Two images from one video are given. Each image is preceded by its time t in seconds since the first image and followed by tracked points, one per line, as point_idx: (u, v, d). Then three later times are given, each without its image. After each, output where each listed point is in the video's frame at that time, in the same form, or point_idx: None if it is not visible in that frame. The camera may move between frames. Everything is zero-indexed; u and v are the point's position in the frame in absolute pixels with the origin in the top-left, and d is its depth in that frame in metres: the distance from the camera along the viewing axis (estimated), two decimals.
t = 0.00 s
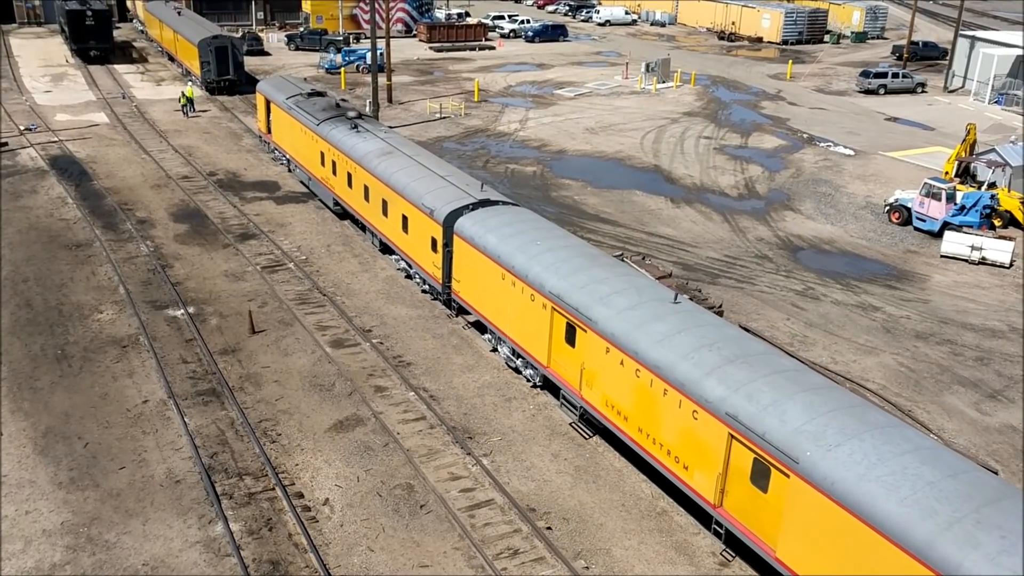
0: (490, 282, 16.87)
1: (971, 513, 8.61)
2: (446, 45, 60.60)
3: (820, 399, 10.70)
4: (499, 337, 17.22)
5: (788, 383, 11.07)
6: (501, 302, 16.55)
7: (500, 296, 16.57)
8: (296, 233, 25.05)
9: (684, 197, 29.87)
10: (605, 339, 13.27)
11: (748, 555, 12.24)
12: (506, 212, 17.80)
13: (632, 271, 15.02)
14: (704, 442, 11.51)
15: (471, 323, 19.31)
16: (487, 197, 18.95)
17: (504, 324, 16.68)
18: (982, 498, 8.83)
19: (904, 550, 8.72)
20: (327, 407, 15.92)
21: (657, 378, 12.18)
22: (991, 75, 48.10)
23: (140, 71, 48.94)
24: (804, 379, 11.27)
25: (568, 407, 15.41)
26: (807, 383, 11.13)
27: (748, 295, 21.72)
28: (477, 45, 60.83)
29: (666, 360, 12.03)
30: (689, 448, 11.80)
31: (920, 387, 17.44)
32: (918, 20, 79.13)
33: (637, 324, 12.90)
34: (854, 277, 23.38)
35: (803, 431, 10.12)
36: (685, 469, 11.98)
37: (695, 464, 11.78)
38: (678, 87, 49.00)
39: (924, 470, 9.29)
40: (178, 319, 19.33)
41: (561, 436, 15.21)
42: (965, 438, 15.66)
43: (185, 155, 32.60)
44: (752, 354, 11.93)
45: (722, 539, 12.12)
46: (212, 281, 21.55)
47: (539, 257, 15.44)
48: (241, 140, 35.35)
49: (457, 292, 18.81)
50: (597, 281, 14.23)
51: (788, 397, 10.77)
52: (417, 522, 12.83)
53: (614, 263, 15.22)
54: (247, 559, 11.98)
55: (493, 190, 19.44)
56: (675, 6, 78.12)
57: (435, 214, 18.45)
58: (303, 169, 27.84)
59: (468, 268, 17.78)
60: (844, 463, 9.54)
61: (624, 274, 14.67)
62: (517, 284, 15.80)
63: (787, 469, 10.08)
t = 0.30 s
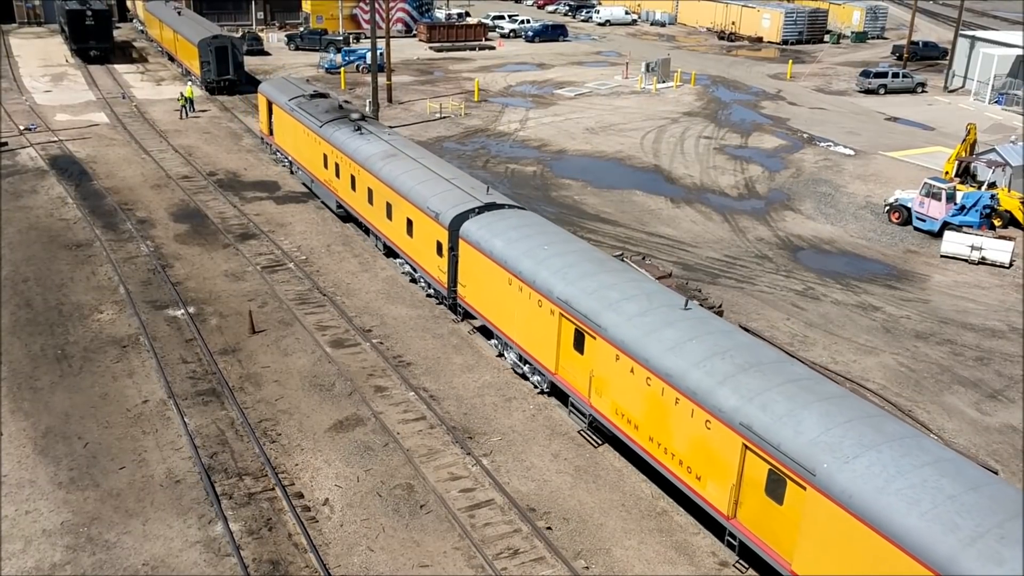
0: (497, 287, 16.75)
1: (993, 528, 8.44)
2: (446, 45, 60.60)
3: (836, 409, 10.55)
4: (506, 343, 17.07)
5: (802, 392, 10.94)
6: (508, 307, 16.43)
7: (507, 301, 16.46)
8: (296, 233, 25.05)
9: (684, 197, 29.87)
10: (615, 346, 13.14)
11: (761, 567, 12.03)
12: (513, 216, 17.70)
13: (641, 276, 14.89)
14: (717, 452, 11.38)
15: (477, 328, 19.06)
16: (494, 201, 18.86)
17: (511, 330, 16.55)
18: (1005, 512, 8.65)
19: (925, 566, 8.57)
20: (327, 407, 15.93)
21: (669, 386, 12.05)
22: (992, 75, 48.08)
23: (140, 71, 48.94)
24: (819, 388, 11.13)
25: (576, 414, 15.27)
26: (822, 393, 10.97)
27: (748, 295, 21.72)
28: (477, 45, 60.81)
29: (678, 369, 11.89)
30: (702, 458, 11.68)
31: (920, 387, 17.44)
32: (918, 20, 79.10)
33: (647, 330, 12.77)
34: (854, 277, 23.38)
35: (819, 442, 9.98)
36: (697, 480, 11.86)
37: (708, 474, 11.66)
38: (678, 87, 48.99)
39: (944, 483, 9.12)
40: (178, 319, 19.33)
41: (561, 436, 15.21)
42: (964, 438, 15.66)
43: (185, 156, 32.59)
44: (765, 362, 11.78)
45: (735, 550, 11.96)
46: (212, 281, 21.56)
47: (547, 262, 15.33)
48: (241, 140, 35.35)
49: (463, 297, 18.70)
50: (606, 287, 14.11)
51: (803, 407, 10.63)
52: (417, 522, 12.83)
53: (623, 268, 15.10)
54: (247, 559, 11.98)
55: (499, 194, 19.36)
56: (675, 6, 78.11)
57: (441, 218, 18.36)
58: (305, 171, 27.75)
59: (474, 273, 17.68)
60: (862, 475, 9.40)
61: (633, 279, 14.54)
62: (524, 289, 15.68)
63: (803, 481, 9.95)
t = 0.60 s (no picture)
0: (503, 292, 16.56)
1: (1018, 543, 8.33)
2: (446, 45, 60.58)
3: (853, 420, 10.40)
4: (513, 348, 16.87)
5: (819, 402, 10.77)
6: (515, 312, 16.24)
7: (514, 306, 16.28)
8: (296, 233, 25.04)
9: (684, 196, 29.87)
10: (626, 353, 12.95)
11: None
12: (520, 220, 17.55)
13: (651, 282, 14.74)
14: (730, 462, 11.20)
15: (483, 334, 18.86)
16: (500, 205, 18.69)
17: (518, 335, 16.36)
18: None
19: None
20: (327, 407, 15.92)
21: (681, 395, 11.88)
22: (992, 75, 48.05)
23: (140, 71, 48.92)
24: (835, 397, 10.96)
25: (585, 421, 15.05)
26: (839, 402, 10.82)
27: (747, 295, 21.71)
28: (477, 45, 60.78)
29: (691, 377, 11.71)
30: (715, 468, 11.48)
31: (920, 387, 17.43)
32: (918, 20, 79.04)
33: (659, 338, 12.59)
34: (854, 277, 23.36)
35: (837, 453, 9.83)
36: (710, 490, 11.66)
37: (721, 485, 11.46)
38: (678, 87, 48.96)
39: (966, 496, 9.01)
40: (178, 319, 19.32)
41: (561, 436, 15.20)
42: (965, 438, 15.65)
43: (185, 156, 32.57)
44: (779, 370, 11.62)
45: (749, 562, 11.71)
46: (212, 281, 21.55)
47: (555, 266, 15.16)
48: (241, 139, 35.33)
49: (468, 301, 18.54)
50: (616, 293, 13.94)
51: (819, 417, 10.47)
52: (417, 521, 12.83)
53: (632, 274, 14.94)
54: (247, 559, 11.98)
55: (505, 198, 19.18)
56: (675, 6, 78.07)
57: (446, 222, 18.21)
58: (308, 173, 27.59)
59: (480, 277, 17.51)
60: (882, 488, 9.27)
61: (643, 285, 14.37)
62: (531, 294, 15.49)
63: (820, 493, 9.79)
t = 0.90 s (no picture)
0: (511, 297, 16.39)
1: None
2: (446, 45, 60.57)
3: (872, 430, 10.19)
4: (520, 355, 16.67)
5: (837, 412, 10.58)
6: (523, 318, 16.07)
7: (522, 311, 16.11)
8: (296, 233, 25.03)
9: (684, 196, 29.87)
10: (637, 361, 12.78)
11: None
12: (527, 224, 17.38)
13: (661, 287, 14.56)
14: (745, 473, 11.03)
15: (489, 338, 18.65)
16: (506, 208, 18.49)
17: (526, 341, 16.18)
18: None
19: None
20: (327, 407, 15.91)
21: (695, 404, 11.70)
22: (992, 74, 48.05)
23: (140, 71, 48.92)
24: (852, 406, 10.77)
25: (595, 429, 14.84)
26: (856, 412, 10.62)
27: (748, 295, 21.69)
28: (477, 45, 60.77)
29: (704, 386, 11.54)
30: (730, 479, 11.30)
31: (920, 387, 17.43)
32: (918, 20, 79.06)
33: (671, 345, 12.42)
34: (854, 277, 23.35)
35: (856, 465, 9.64)
36: (724, 501, 11.47)
37: (736, 496, 11.28)
38: (678, 87, 48.96)
39: (990, 510, 8.80)
40: (178, 319, 19.32)
41: (561, 436, 15.19)
42: (965, 438, 15.64)
43: (185, 155, 32.57)
44: (795, 379, 11.43)
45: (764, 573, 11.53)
46: (212, 281, 21.55)
47: (563, 271, 15.00)
48: (241, 139, 35.34)
49: (475, 306, 18.37)
50: (626, 299, 13.77)
51: (836, 427, 10.28)
52: (418, 521, 12.82)
53: (641, 279, 14.77)
54: (247, 559, 11.98)
55: (512, 200, 18.98)
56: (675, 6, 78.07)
57: (453, 225, 18.05)
58: (310, 175, 27.41)
59: (487, 282, 17.35)
60: (903, 502, 9.07)
61: (654, 291, 14.20)
62: (540, 300, 15.33)
63: (840, 506, 9.61)
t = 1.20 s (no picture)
0: (518, 303, 16.14)
1: None
2: (446, 45, 60.56)
3: (891, 441, 9.98)
4: (528, 361, 16.40)
5: (855, 423, 10.35)
6: (531, 324, 15.81)
7: (529, 317, 15.86)
8: (296, 233, 25.04)
9: (684, 196, 29.87)
10: (649, 369, 12.52)
11: None
12: (533, 228, 17.16)
13: (672, 294, 14.33)
14: (761, 485, 10.78)
15: (495, 344, 18.43)
16: (513, 212, 18.25)
17: (533, 348, 15.92)
18: None
19: None
20: (327, 407, 15.92)
21: (708, 414, 11.46)
22: (992, 74, 48.06)
23: (140, 71, 48.93)
24: (870, 417, 10.54)
25: (605, 437, 14.56)
26: (874, 422, 10.40)
27: (747, 295, 21.70)
28: (477, 45, 60.76)
29: (718, 395, 11.30)
30: (745, 491, 11.04)
31: (920, 387, 17.43)
32: (919, 20, 79.01)
33: (683, 353, 12.17)
34: (854, 277, 23.35)
35: (876, 477, 9.43)
36: (739, 513, 11.21)
37: (751, 508, 11.02)
38: (678, 87, 48.95)
39: (1015, 525, 8.61)
40: (178, 319, 19.33)
41: (561, 436, 15.20)
42: (965, 437, 15.66)
43: (185, 155, 32.57)
44: (811, 389, 11.20)
45: None
46: (212, 281, 21.56)
47: (572, 277, 14.76)
48: (241, 139, 35.34)
49: (481, 311, 18.12)
50: (637, 306, 13.53)
51: (855, 438, 10.06)
52: (418, 521, 12.83)
53: (651, 285, 14.55)
54: (247, 559, 11.98)
55: (518, 204, 18.77)
56: (675, 6, 78.08)
57: (459, 229, 17.82)
58: (313, 177, 27.17)
59: (493, 287, 17.11)
60: (925, 516, 8.86)
61: (664, 298, 13.95)
62: (547, 305, 15.08)
63: (859, 520, 9.39)
